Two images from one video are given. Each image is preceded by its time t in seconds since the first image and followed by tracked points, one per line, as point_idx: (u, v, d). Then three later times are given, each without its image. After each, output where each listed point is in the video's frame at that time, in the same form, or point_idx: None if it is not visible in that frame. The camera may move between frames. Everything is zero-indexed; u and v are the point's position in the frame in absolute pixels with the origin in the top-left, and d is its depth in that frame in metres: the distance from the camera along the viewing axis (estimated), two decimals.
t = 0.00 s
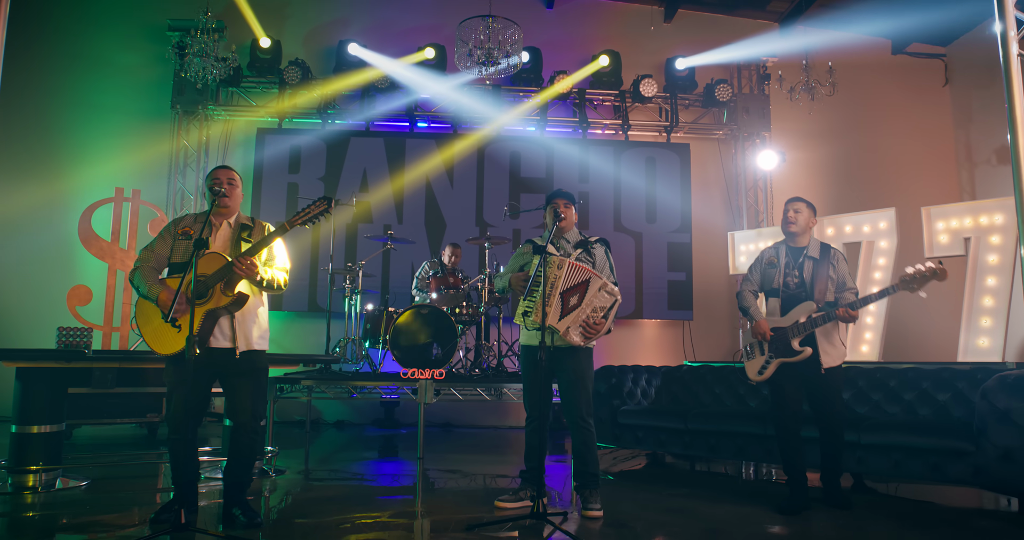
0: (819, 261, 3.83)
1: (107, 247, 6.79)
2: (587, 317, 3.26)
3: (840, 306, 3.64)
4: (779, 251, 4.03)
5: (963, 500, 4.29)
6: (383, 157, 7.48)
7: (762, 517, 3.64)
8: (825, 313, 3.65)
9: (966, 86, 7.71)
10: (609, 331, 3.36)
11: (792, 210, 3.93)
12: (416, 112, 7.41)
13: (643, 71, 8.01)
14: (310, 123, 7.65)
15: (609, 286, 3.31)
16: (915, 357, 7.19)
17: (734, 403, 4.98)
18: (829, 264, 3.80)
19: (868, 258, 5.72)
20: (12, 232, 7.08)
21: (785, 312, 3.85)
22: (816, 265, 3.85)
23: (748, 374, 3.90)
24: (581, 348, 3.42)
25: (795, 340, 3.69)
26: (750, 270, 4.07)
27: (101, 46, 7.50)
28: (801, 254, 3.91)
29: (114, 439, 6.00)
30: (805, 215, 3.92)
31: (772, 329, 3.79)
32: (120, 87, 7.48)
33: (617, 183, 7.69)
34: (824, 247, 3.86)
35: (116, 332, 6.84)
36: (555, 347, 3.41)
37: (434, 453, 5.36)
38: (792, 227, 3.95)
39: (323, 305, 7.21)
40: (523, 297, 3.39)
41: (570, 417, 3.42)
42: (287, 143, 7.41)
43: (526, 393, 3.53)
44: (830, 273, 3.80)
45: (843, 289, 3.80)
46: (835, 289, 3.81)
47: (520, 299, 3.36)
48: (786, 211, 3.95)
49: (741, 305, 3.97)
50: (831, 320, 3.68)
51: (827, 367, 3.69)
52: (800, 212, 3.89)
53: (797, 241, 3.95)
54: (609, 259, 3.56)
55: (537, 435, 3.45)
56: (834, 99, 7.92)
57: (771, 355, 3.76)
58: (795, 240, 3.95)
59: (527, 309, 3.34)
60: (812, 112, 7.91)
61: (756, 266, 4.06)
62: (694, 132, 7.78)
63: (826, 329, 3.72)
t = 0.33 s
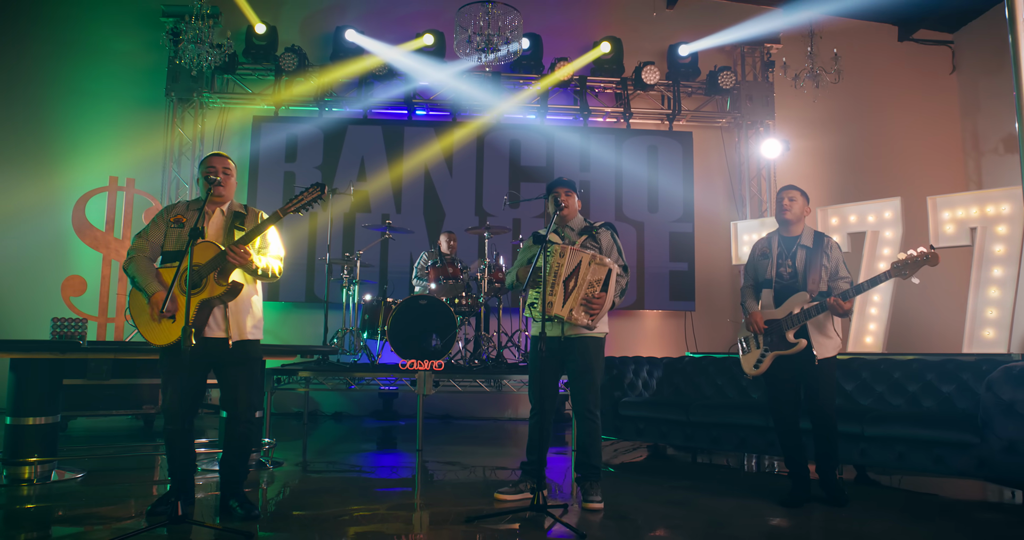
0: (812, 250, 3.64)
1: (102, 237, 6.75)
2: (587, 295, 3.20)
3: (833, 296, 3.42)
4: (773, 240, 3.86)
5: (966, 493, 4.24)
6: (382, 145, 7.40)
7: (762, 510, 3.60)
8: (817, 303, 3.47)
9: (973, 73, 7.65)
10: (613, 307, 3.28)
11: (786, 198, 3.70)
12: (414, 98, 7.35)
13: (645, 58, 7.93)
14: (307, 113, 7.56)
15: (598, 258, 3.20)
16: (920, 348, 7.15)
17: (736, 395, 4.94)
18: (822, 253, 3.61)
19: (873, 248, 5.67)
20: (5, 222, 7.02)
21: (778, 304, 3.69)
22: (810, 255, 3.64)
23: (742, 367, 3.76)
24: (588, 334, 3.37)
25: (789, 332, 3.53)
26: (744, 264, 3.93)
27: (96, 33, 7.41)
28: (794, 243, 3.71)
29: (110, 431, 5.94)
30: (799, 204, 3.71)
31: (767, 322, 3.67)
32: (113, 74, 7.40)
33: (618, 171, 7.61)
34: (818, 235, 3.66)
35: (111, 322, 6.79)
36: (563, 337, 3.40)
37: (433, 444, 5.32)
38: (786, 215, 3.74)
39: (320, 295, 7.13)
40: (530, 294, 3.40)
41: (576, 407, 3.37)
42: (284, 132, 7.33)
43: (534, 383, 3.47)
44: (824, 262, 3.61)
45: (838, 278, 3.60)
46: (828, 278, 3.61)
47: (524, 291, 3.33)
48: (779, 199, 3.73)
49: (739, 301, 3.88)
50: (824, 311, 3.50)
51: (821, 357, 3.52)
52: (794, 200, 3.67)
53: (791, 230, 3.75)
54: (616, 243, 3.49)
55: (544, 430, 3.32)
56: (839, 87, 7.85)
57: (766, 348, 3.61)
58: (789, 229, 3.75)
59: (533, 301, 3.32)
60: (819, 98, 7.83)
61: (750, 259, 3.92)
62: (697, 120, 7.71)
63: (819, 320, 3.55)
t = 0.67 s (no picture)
0: (815, 240, 3.56)
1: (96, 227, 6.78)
2: (593, 287, 3.13)
3: (836, 285, 3.38)
4: (775, 230, 3.78)
5: (970, 486, 4.19)
6: (380, 134, 7.33)
7: (765, 503, 3.55)
8: (820, 293, 3.40)
9: (980, 62, 7.57)
10: (619, 298, 3.22)
11: (789, 186, 3.63)
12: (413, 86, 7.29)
13: (648, 46, 7.85)
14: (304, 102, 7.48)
15: (603, 248, 3.12)
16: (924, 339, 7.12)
17: (738, 387, 4.89)
18: (825, 242, 3.53)
19: (878, 238, 5.62)
20: None
21: (778, 294, 3.63)
22: (813, 245, 3.57)
23: (743, 359, 3.69)
24: (598, 327, 3.32)
25: (790, 322, 3.45)
26: (745, 254, 3.88)
27: (91, 21, 7.33)
28: (797, 234, 3.63)
29: (106, 424, 5.90)
30: (803, 193, 3.62)
31: (767, 312, 3.59)
32: (107, 62, 7.33)
33: (620, 160, 7.55)
34: (821, 226, 3.58)
35: (106, 314, 6.76)
36: (577, 329, 3.34)
37: (432, 437, 5.28)
38: (789, 205, 3.66)
39: (318, 286, 7.08)
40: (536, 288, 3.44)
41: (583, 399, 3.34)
42: (281, 121, 7.25)
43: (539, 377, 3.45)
44: (827, 252, 3.52)
45: (841, 269, 3.50)
46: (832, 268, 3.52)
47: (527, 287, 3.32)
48: (783, 189, 3.66)
49: (738, 289, 3.83)
50: (827, 302, 3.43)
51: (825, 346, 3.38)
52: (797, 190, 3.60)
53: (793, 220, 3.67)
54: (622, 229, 3.41)
55: (550, 422, 3.31)
56: (844, 75, 7.77)
57: (767, 339, 3.54)
58: (792, 219, 3.67)
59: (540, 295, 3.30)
60: (824, 86, 7.75)
61: (751, 249, 3.87)
62: (700, 108, 7.64)
63: (824, 311, 3.45)
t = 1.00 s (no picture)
0: (821, 228, 3.49)
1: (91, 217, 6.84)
2: (595, 279, 3.10)
3: (842, 272, 3.28)
4: (781, 219, 3.73)
5: (974, 480, 4.14)
6: (378, 123, 7.27)
7: (768, 497, 3.50)
8: (824, 281, 3.32)
9: (988, 49, 7.47)
10: (620, 291, 3.19)
11: (796, 174, 3.56)
12: (411, 75, 7.23)
13: (650, 34, 7.77)
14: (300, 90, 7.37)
15: (606, 241, 3.10)
16: (928, 330, 7.07)
17: (740, 380, 4.84)
18: (831, 231, 3.46)
19: (883, 229, 5.56)
20: None
21: (782, 284, 3.56)
22: (818, 233, 3.50)
23: (748, 352, 3.64)
24: (598, 317, 3.28)
25: (795, 313, 3.38)
26: (750, 243, 3.83)
27: (85, 9, 7.25)
28: (802, 222, 3.58)
29: (101, 417, 5.84)
30: (809, 182, 3.56)
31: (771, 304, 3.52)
32: (102, 50, 7.26)
33: (621, 150, 7.48)
34: (827, 214, 3.51)
35: (101, 305, 6.76)
36: (574, 320, 3.30)
37: (430, 430, 5.23)
38: (795, 193, 3.59)
39: (315, 277, 7.02)
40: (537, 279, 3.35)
41: (582, 391, 3.29)
42: (277, 110, 7.20)
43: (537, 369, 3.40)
44: (832, 241, 3.45)
45: (847, 259, 3.43)
46: (838, 257, 3.44)
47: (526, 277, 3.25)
48: (789, 176, 3.58)
49: (742, 282, 3.71)
50: (832, 290, 3.33)
51: (830, 338, 3.32)
52: (804, 177, 3.53)
53: (799, 209, 3.62)
54: (621, 222, 3.36)
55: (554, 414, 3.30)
56: (849, 64, 7.70)
57: (772, 332, 3.48)
58: (798, 207, 3.62)
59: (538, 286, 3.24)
60: (829, 74, 7.68)
61: (756, 238, 3.82)
62: (703, 97, 7.57)
63: (829, 301, 3.39)
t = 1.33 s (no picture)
0: (827, 222, 3.43)
1: (82, 211, 6.80)
2: (597, 286, 3.06)
3: (848, 270, 3.23)
4: (786, 213, 3.66)
5: (980, 479, 4.08)
6: (377, 118, 7.22)
7: (771, 496, 3.44)
8: (831, 279, 3.26)
9: (994, 43, 7.41)
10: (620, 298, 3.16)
11: (801, 166, 3.48)
12: (410, 70, 7.14)
13: (653, 26, 7.71)
14: (298, 86, 7.36)
15: (613, 249, 3.07)
16: (932, 327, 7.03)
17: (743, 377, 4.78)
18: (837, 226, 3.40)
19: (888, 224, 5.51)
20: None
21: (787, 280, 3.50)
22: (824, 228, 3.44)
23: (751, 349, 3.60)
24: (595, 318, 3.22)
25: (800, 310, 3.32)
26: (755, 238, 3.77)
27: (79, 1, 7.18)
28: (808, 216, 3.51)
29: (97, 415, 5.79)
30: (814, 174, 3.49)
31: (776, 300, 3.47)
32: (97, 43, 7.20)
33: (623, 144, 7.41)
34: (834, 209, 3.45)
35: (96, 301, 6.71)
36: (566, 319, 3.24)
37: (429, 427, 5.17)
38: (801, 187, 3.52)
39: (313, 273, 6.98)
40: (531, 273, 3.22)
41: (580, 388, 3.24)
42: (274, 104, 7.14)
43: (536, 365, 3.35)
44: (839, 235, 3.40)
45: (855, 254, 3.38)
46: (845, 253, 3.39)
47: (525, 272, 3.18)
48: (794, 169, 3.52)
49: (745, 277, 3.68)
50: (839, 287, 3.29)
51: (836, 334, 3.26)
52: (810, 170, 3.45)
53: (805, 203, 3.54)
54: (618, 225, 3.33)
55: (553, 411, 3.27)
56: (854, 57, 7.64)
57: (777, 328, 3.43)
58: (804, 201, 3.54)
59: (536, 281, 3.18)
60: (834, 68, 7.62)
61: (761, 233, 3.76)
62: (705, 91, 7.53)
63: (835, 297, 3.33)
